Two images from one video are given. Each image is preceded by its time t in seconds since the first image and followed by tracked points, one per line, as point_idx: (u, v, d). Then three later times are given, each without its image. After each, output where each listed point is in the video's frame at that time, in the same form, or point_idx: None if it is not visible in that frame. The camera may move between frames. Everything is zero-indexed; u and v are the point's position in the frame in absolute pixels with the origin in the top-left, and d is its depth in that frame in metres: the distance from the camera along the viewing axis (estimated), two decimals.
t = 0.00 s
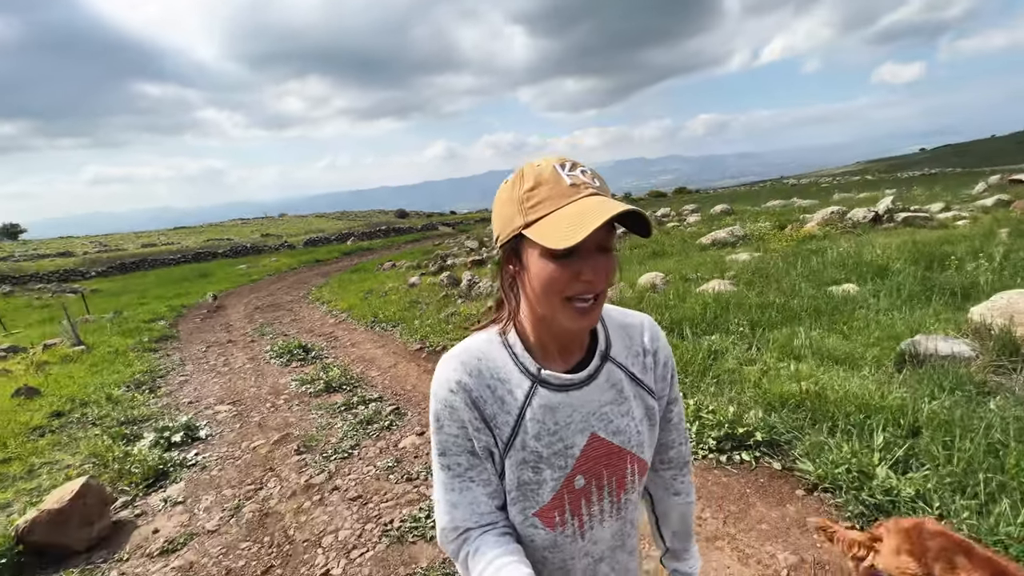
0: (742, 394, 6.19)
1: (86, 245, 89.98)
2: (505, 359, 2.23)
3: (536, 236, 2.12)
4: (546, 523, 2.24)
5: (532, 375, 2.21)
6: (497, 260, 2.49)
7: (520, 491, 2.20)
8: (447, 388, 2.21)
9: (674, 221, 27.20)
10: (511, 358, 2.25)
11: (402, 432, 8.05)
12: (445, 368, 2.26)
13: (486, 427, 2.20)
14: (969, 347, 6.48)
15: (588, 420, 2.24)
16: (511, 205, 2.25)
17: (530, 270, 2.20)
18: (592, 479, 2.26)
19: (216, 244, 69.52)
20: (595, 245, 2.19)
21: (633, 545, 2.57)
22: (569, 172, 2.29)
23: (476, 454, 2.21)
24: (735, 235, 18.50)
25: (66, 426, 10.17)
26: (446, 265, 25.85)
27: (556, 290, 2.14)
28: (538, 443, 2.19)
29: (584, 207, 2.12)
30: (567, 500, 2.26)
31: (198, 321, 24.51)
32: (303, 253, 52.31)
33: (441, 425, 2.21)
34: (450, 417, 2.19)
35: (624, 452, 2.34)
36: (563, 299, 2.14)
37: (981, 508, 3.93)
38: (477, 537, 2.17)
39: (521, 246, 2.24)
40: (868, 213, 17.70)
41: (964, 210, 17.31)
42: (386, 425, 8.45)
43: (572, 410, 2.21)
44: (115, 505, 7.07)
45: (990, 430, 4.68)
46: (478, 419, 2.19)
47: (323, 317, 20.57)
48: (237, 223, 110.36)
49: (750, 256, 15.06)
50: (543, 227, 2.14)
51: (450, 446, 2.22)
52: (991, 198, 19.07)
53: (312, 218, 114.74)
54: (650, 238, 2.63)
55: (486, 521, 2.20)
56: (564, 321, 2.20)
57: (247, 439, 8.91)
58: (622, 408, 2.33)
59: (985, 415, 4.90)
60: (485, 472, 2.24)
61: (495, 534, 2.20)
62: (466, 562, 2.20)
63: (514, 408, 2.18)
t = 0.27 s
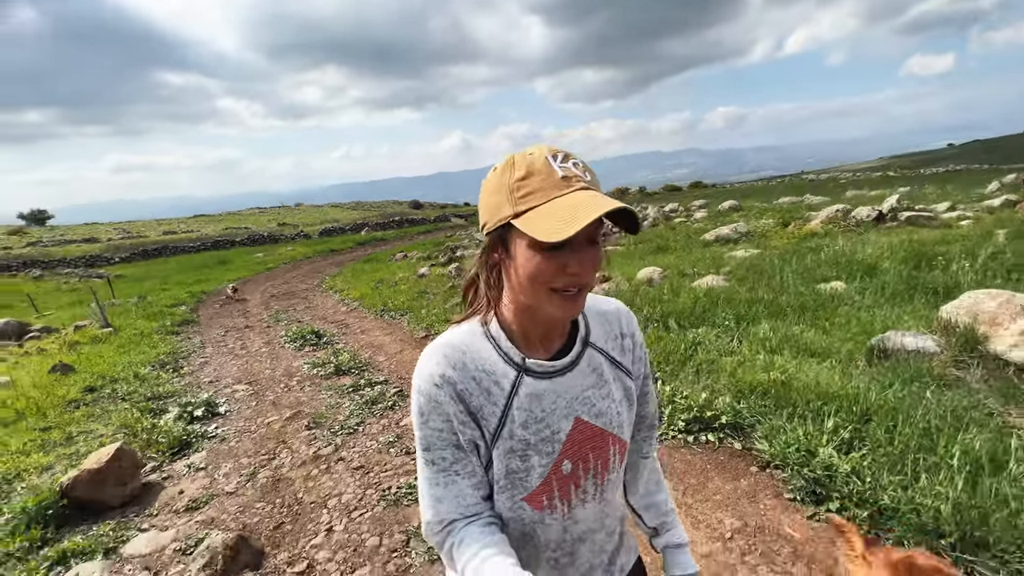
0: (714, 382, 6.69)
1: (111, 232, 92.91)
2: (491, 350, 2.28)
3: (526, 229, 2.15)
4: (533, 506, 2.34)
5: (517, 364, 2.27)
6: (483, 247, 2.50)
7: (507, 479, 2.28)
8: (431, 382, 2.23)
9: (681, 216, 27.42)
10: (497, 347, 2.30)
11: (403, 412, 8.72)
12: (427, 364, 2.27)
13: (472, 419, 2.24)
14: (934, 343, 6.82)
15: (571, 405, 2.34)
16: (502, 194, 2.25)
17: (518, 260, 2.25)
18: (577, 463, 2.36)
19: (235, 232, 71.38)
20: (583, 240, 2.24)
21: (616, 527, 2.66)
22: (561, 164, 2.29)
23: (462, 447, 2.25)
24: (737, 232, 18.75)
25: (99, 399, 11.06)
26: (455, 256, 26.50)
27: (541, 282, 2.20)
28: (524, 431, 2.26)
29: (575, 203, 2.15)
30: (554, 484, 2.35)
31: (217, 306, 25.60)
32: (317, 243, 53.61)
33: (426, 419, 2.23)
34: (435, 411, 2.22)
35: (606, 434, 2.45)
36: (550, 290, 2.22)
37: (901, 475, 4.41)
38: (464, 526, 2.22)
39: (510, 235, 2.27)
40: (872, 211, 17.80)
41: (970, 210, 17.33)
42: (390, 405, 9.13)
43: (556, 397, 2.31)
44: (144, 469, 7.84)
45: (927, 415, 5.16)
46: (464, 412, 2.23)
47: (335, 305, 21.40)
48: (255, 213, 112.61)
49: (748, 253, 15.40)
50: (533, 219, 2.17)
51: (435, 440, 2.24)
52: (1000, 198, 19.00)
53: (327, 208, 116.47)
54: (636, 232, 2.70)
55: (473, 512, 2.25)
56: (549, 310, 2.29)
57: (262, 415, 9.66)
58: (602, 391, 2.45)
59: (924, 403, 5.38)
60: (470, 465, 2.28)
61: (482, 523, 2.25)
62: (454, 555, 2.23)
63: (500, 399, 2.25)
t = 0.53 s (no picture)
0: (682, 362, 7.28)
1: (126, 218, 94.95)
2: (497, 359, 2.11)
3: (549, 241, 1.99)
4: (524, 522, 2.19)
5: (523, 377, 2.11)
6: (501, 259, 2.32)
7: (502, 491, 2.14)
8: (437, 385, 2.06)
9: (681, 209, 27.79)
10: (503, 359, 2.13)
11: (399, 387, 9.41)
12: (431, 366, 2.10)
13: (475, 427, 2.08)
14: (889, 329, 7.27)
15: (573, 423, 2.18)
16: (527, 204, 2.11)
17: (538, 273, 2.07)
18: (572, 481, 2.21)
19: (246, 220, 72.82)
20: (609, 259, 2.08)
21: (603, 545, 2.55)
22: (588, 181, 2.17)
23: (463, 454, 2.08)
24: (733, 225, 19.15)
25: (120, 372, 11.93)
26: (458, 246, 27.16)
27: (560, 299, 2.02)
28: (524, 446, 2.11)
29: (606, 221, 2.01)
30: (546, 500, 2.21)
31: (229, 291, 26.61)
32: (326, 231, 54.71)
33: (428, 422, 2.05)
34: (437, 415, 2.04)
35: (606, 455, 2.29)
36: (569, 308, 2.04)
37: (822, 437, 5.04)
38: (458, 535, 2.03)
39: (532, 247, 2.10)
40: (865, 206, 18.10)
41: (963, 206, 17.56)
42: (387, 381, 9.84)
43: (559, 415, 2.14)
44: (163, 433, 8.62)
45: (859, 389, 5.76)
46: (467, 419, 2.07)
47: (341, 291, 22.21)
48: (265, 202, 114.24)
49: (739, 245, 15.86)
50: (560, 233, 2.00)
51: (436, 445, 2.07)
52: (995, 194, 19.17)
53: (337, 198, 117.66)
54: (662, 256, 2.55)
55: (466, 522, 2.07)
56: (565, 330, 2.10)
57: (270, 388, 10.42)
58: (605, 414, 2.29)
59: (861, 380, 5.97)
60: (470, 473, 2.11)
61: (476, 533, 2.08)
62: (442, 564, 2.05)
63: (504, 410, 2.09)
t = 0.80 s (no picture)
0: (655, 356, 7.88)
1: (132, 208, 96.13)
2: (516, 359, 2.20)
3: (578, 241, 2.08)
4: (544, 522, 2.25)
5: (540, 374, 2.21)
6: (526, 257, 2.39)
7: (522, 491, 2.19)
8: (455, 386, 2.13)
9: (678, 207, 28.28)
10: (521, 357, 2.22)
11: (395, 376, 10.09)
12: (450, 369, 2.18)
13: (494, 426, 2.16)
14: (847, 328, 7.83)
15: (588, 419, 2.28)
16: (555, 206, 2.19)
17: (563, 272, 2.16)
18: (590, 478, 2.29)
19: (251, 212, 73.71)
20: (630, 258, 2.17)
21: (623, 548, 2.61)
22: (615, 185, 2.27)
23: (482, 454, 2.14)
24: (725, 225, 19.64)
25: (135, 358, 12.68)
26: (458, 242, 27.79)
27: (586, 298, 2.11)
28: (544, 442, 2.20)
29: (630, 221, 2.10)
30: (565, 498, 2.28)
31: (235, 283, 27.44)
32: (330, 225, 55.48)
33: (447, 423, 2.11)
34: (456, 415, 2.11)
35: (619, 450, 2.37)
36: (592, 305, 2.12)
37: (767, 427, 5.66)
38: (473, 536, 2.06)
39: (558, 247, 2.18)
40: (853, 208, 18.56)
41: (949, 210, 17.98)
42: (385, 370, 10.51)
43: (574, 410, 2.25)
44: (177, 415, 9.32)
45: (804, 382, 6.39)
46: (486, 418, 2.15)
47: (344, 285, 22.93)
48: (271, 193, 115.18)
49: (728, 245, 16.39)
50: (587, 233, 2.09)
51: (454, 446, 2.12)
52: (983, 198, 19.58)
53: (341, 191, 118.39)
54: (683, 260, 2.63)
55: (485, 522, 2.10)
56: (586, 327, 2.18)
57: (276, 376, 11.12)
58: (617, 409, 2.40)
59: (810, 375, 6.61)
60: (487, 474, 2.16)
61: (491, 534, 2.11)
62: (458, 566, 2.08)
63: (522, 408, 2.17)
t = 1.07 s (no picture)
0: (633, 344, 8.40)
1: (137, 201, 97.02)
2: (515, 365, 2.21)
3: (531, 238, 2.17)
4: (550, 529, 2.30)
5: (543, 384, 2.22)
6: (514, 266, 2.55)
7: (526, 501, 2.25)
8: (456, 397, 2.16)
9: (674, 206, 28.75)
10: (520, 363, 2.23)
11: (391, 362, 10.62)
12: (451, 380, 2.20)
13: (496, 438, 2.19)
14: (815, 320, 8.31)
15: (592, 428, 2.29)
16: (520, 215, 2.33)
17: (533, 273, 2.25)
18: (596, 488, 2.32)
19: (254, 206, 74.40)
20: (592, 251, 2.16)
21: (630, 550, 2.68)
22: (577, 181, 2.26)
23: (484, 466, 2.18)
24: (717, 224, 20.11)
25: (144, 344, 13.26)
26: (457, 237, 28.32)
27: (549, 294, 2.15)
28: (546, 453, 2.22)
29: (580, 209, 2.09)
30: (570, 508, 2.32)
31: (239, 274, 28.09)
32: (332, 219, 56.14)
33: (448, 435, 2.15)
34: (458, 428, 2.15)
35: (624, 458, 2.40)
36: (554, 303, 2.15)
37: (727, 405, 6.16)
38: (474, 545, 2.14)
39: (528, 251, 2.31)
40: (842, 209, 18.99)
41: (935, 211, 18.40)
42: (381, 357, 11.06)
43: (578, 420, 2.26)
44: (184, 395, 9.88)
45: (768, 368, 6.89)
46: (489, 430, 2.17)
47: (345, 278, 23.53)
48: (274, 188, 115.85)
49: (717, 243, 16.87)
50: (541, 230, 2.15)
51: (456, 457, 2.17)
52: (970, 200, 19.99)
53: (344, 186, 118.95)
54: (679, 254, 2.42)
55: (487, 532, 2.18)
56: (556, 327, 2.21)
57: (278, 362, 11.68)
58: (621, 416, 2.41)
59: (771, 361, 7.14)
60: (489, 484, 2.22)
61: (493, 542, 2.19)
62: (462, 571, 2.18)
63: (524, 419, 2.20)
